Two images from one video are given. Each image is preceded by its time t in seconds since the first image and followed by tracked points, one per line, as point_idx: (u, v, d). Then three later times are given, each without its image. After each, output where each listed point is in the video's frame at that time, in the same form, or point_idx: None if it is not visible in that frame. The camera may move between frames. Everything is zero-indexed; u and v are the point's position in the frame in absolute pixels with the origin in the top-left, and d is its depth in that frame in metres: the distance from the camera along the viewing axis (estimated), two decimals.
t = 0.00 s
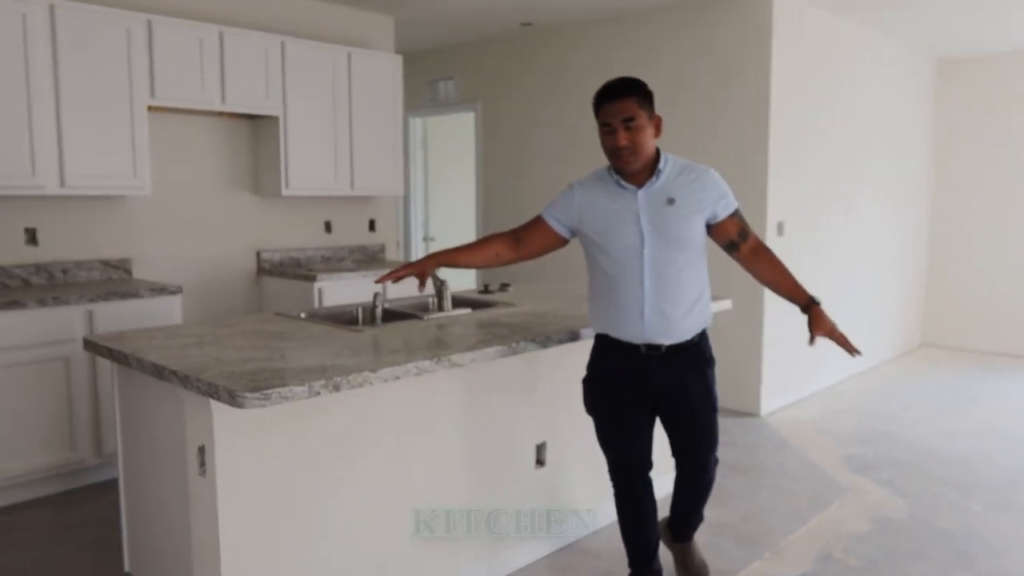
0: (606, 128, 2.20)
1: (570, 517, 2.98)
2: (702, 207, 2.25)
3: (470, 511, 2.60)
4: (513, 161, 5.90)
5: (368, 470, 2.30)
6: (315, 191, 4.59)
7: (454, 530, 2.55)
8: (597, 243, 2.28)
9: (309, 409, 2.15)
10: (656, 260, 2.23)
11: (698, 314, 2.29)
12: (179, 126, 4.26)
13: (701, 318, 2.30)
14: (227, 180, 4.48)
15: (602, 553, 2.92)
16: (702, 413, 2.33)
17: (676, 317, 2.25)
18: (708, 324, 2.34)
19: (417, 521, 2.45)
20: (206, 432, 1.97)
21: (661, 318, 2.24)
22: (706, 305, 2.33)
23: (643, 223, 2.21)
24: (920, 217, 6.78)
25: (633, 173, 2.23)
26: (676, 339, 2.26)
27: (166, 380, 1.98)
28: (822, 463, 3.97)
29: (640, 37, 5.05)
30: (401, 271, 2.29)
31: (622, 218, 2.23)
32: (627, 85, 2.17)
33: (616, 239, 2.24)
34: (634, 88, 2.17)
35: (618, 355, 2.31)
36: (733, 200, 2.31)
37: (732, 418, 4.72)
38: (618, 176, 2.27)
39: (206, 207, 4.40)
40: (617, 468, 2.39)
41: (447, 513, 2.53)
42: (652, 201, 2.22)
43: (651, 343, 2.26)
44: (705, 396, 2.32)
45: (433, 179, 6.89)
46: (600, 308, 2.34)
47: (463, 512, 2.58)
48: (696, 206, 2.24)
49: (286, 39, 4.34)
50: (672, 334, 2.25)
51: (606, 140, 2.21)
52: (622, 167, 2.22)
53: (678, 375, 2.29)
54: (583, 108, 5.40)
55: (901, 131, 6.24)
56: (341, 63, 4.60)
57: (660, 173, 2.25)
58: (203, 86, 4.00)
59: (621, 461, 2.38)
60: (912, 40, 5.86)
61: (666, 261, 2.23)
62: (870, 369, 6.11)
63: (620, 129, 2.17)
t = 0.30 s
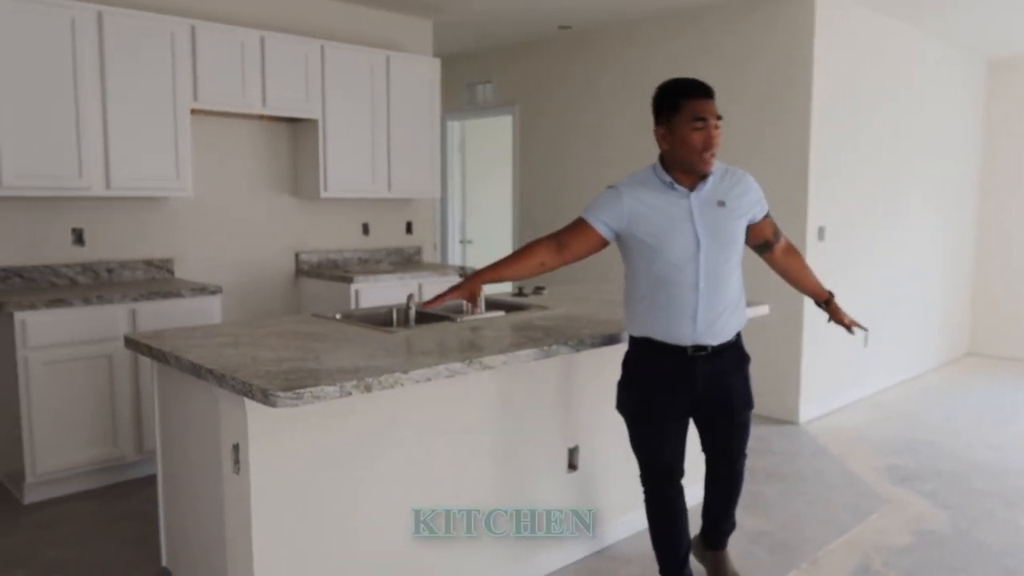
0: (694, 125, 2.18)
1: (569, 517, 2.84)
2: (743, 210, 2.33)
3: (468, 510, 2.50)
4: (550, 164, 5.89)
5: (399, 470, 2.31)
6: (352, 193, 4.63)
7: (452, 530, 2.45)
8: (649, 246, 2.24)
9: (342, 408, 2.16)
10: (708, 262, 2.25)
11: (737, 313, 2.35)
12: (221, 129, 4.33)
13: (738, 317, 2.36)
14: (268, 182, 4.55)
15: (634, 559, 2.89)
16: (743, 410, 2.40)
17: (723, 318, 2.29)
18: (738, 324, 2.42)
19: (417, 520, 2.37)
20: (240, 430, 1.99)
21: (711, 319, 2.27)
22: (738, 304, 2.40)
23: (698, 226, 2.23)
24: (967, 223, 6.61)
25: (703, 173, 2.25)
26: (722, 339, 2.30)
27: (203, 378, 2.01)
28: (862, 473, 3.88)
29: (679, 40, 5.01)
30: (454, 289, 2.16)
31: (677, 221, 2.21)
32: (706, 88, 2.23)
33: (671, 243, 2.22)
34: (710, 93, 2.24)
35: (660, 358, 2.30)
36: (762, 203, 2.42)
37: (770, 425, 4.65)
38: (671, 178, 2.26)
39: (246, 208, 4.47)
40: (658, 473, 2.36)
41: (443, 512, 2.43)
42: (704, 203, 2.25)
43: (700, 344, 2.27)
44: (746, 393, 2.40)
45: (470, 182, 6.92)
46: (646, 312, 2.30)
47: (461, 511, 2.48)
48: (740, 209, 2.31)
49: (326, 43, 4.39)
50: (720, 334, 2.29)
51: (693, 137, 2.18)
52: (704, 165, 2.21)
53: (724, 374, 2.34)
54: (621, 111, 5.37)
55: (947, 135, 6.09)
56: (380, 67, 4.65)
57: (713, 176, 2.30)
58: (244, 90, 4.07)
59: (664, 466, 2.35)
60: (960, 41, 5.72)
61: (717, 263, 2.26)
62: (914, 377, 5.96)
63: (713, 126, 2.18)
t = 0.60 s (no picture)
0: (760, 132, 2.22)
1: (568, 517, 2.70)
2: (792, 215, 2.39)
3: (467, 509, 2.42)
4: (584, 166, 5.88)
5: (431, 470, 2.32)
6: (387, 196, 4.68)
7: (452, 530, 2.38)
8: (716, 249, 2.23)
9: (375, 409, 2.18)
10: (769, 267, 2.29)
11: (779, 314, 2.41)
12: (259, 132, 4.40)
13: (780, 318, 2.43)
14: (304, 185, 4.62)
15: (667, 563, 2.87)
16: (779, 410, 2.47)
17: (776, 319, 2.34)
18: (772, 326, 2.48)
19: (417, 520, 2.30)
20: (276, 430, 2.02)
21: (768, 320, 2.31)
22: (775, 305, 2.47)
23: (760, 229, 2.26)
24: (1013, 223, 6.45)
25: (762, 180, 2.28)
26: (770, 339, 2.35)
27: (240, 378, 2.05)
28: (903, 479, 3.81)
29: (714, 40, 4.97)
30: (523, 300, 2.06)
31: (743, 224, 2.24)
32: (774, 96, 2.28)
33: (737, 245, 2.23)
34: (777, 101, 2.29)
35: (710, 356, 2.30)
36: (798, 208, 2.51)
37: (807, 429, 4.58)
38: (735, 183, 2.27)
39: (284, 212, 4.54)
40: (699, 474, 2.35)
41: (442, 511, 2.35)
42: (765, 207, 2.28)
43: (755, 345, 2.30)
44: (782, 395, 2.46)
45: (504, 185, 6.93)
46: (705, 315, 2.28)
47: (461, 510, 2.40)
48: (790, 214, 2.38)
49: (362, 48, 4.44)
50: (771, 335, 2.34)
51: (758, 145, 2.23)
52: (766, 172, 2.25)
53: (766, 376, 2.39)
54: (656, 112, 5.35)
55: (992, 133, 5.95)
56: (415, 70, 4.69)
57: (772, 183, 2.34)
58: (281, 94, 4.13)
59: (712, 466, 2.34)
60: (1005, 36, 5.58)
61: (775, 267, 2.31)
62: (957, 382, 5.83)
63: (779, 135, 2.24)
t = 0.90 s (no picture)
0: (771, 143, 2.27)
1: (568, 517, 2.66)
2: (829, 220, 2.39)
3: (468, 509, 2.39)
4: (603, 169, 5.89)
5: (450, 471, 2.34)
6: (408, 198, 4.71)
7: (452, 529, 2.35)
8: (754, 252, 2.24)
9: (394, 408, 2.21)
10: (806, 270, 2.29)
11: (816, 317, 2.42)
12: (282, 135, 4.45)
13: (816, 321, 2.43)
14: (325, 188, 4.66)
15: (684, 567, 2.87)
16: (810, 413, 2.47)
17: (813, 322, 2.34)
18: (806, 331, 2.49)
19: (416, 520, 2.27)
20: (298, 429, 2.05)
21: (805, 323, 2.31)
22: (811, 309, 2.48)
23: (797, 232, 2.27)
24: None
25: (791, 189, 2.29)
26: (807, 342, 2.36)
27: (263, 377, 2.08)
28: (924, 487, 3.78)
29: (736, 43, 4.96)
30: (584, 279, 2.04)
31: (780, 226, 2.25)
32: (794, 105, 2.29)
33: (775, 249, 2.24)
34: (800, 109, 2.30)
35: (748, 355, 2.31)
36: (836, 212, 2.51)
37: (827, 434, 4.56)
38: (772, 189, 2.28)
39: (305, 213, 4.59)
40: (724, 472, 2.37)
41: (441, 511, 2.32)
42: (803, 211, 2.29)
43: (790, 348, 2.31)
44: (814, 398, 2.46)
45: (523, 187, 6.95)
46: (742, 318, 2.29)
47: (461, 510, 2.37)
48: (827, 217, 2.38)
49: (384, 51, 4.48)
50: (807, 338, 2.35)
51: (770, 154, 2.27)
52: (788, 182, 2.27)
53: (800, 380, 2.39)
54: (676, 115, 5.34)
55: (1017, 137, 5.88)
56: (435, 73, 4.72)
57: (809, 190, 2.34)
58: (304, 97, 4.18)
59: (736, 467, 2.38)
60: None
61: (812, 271, 2.31)
62: (980, 389, 5.77)
63: (794, 144, 2.26)
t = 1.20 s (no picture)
0: (695, 131, 2.33)
1: (568, 517, 2.80)
2: (782, 208, 2.38)
3: (466, 509, 2.47)
4: (569, 160, 5.91)
5: (421, 459, 2.35)
6: (375, 187, 4.68)
7: (430, 524, 2.39)
8: (682, 236, 2.34)
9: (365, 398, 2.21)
10: (741, 255, 2.32)
11: (770, 306, 2.41)
12: (247, 121, 4.39)
13: (771, 311, 2.42)
14: (291, 176, 4.61)
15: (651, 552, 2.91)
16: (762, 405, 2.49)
17: (756, 309, 2.35)
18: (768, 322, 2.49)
19: (416, 520, 2.35)
20: (267, 419, 2.04)
21: (742, 310, 2.33)
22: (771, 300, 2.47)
23: (730, 218, 2.31)
24: (991, 220, 6.54)
25: (719, 175, 2.33)
26: (751, 332, 2.36)
27: (231, 367, 2.06)
28: (881, 473, 3.88)
29: (702, 37, 5.01)
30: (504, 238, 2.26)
31: (711, 212, 2.31)
32: (719, 91, 2.30)
33: (703, 233, 2.31)
34: (726, 94, 2.29)
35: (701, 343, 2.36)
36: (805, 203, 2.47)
37: (788, 422, 4.65)
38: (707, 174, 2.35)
39: (270, 202, 4.53)
40: (672, 457, 2.44)
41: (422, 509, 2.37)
42: (740, 197, 2.32)
43: (729, 334, 2.34)
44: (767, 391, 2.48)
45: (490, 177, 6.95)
46: (678, 301, 2.39)
47: (460, 510, 2.46)
48: (779, 205, 2.37)
49: (351, 38, 4.44)
50: (750, 326, 2.35)
51: (693, 144, 2.35)
52: (710, 170, 2.32)
53: (750, 372, 2.41)
54: (643, 107, 5.38)
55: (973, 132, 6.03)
56: (403, 61, 4.68)
57: (744, 177, 2.34)
58: (270, 84, 4.12)
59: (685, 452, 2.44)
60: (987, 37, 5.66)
61: (749, 256, 2.33)
62: (935, 378, 5.93)
63: (709, 133, 2.30)
